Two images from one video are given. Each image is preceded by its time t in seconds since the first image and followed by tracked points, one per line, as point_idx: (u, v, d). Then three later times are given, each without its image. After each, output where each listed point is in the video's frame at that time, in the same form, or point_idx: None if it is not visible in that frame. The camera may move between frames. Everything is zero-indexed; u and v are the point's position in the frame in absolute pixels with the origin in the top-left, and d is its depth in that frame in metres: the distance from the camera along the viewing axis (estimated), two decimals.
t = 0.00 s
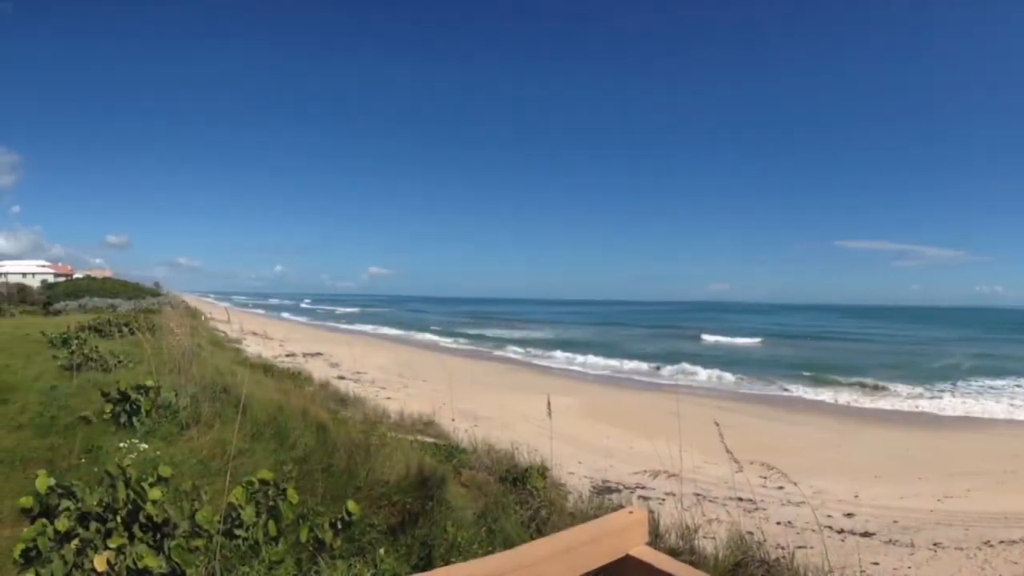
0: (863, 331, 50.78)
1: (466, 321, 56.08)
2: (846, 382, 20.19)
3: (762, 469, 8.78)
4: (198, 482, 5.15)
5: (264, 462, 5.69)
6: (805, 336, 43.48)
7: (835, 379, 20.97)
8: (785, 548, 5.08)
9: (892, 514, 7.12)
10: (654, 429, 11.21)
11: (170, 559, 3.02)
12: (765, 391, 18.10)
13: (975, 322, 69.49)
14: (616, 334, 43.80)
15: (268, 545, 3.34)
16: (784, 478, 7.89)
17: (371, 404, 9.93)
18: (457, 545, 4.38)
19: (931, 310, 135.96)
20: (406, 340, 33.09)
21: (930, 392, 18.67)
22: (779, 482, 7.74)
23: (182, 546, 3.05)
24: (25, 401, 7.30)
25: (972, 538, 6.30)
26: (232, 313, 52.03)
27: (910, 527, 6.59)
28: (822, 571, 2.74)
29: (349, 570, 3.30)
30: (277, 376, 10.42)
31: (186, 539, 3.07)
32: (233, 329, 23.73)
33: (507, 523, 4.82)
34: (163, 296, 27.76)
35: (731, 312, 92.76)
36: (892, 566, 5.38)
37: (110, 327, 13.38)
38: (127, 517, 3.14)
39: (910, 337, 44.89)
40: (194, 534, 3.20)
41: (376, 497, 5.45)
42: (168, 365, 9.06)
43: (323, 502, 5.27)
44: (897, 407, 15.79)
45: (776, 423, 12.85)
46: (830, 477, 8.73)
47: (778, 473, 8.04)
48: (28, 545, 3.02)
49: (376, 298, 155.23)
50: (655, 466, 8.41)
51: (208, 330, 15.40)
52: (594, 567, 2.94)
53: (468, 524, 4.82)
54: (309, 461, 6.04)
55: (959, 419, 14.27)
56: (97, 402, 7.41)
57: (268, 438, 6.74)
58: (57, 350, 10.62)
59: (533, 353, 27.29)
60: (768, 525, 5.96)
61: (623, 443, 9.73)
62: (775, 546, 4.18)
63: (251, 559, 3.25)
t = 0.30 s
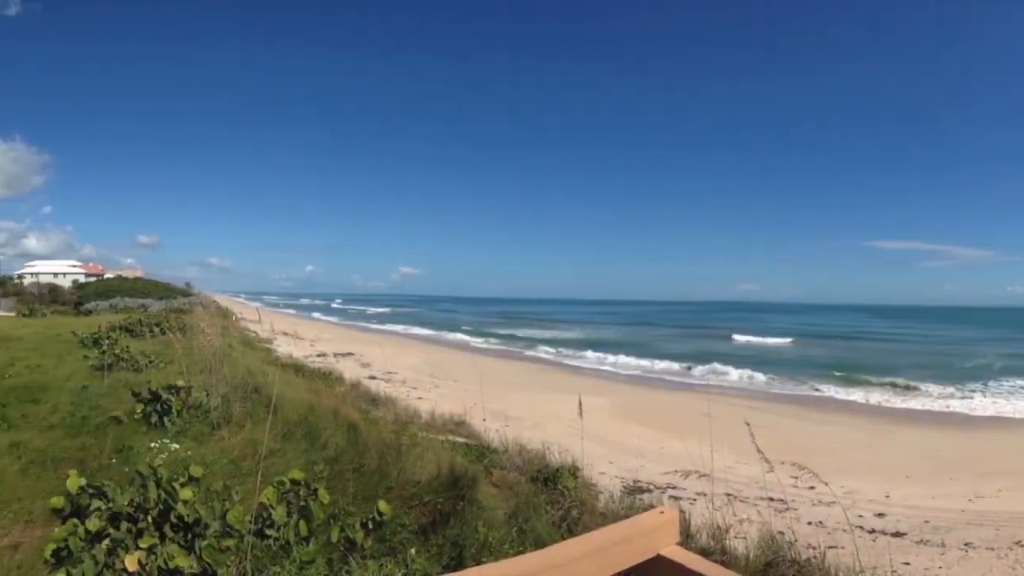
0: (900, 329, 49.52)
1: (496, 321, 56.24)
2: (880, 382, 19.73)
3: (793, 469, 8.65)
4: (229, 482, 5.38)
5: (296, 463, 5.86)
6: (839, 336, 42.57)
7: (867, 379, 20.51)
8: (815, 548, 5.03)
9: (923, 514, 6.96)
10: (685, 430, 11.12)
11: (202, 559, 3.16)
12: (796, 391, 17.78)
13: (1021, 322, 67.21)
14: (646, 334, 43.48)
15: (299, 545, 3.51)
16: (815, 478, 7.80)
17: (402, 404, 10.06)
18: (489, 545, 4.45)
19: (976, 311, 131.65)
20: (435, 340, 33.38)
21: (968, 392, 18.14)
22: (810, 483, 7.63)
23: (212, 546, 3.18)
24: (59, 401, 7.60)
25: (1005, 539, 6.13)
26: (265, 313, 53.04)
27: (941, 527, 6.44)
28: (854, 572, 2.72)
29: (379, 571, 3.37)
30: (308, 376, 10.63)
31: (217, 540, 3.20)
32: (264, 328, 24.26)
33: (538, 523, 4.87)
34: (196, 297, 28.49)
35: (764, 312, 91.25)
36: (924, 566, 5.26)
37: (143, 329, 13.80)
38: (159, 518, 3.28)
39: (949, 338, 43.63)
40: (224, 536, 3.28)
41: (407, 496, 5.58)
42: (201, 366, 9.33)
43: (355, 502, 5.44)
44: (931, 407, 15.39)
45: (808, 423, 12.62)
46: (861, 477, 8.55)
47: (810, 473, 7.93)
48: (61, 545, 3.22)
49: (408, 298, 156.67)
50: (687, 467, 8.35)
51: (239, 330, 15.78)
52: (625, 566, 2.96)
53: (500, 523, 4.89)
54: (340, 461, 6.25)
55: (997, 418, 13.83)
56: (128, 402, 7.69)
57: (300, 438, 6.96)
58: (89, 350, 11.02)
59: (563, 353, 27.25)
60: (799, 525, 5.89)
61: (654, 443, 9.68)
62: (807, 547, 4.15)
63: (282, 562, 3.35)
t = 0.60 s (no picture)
0: (947, 328, 47.92)
1: (531, 321, 56.30)
2: (920, 383, 19.16)
3: (829, 470, 8.50)
4: (264, 482, 5.61)
5: (330, 463, 6.05)
6: (878, 336, 41.37)
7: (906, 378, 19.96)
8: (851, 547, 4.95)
9: (959, 514, 6.79)
10: (719, 430, 11.01)
11: (237, 559, 3.25)
12: (833, 391, 17.41)
13: None
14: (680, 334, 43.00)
15: (334, 546, 3.63)
16: (851, 478, 7.68)
17: (437, 404, 10.20)
18: (523, 545, 4.51)
19: None
20: (468, 339, 33.61)
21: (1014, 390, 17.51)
22: (846, 484, 7.49)
23: (246, 547, 3.28)
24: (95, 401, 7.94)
25: None
26: (302, 313, 54.13)
27: (977, 527, 6.27)
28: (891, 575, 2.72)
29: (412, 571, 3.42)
30: (342, 376, 10.85)
31: (251, 541, 3.30)
32: (300, 329, 24.78)
33: (571, 524, 4.91)
34: (232, 297, 29.26)
35: (805, 312, 89.17)
36: (960, 566, 5.14)
37: (180, 330, 14.26)
38: (193, 518, 3.44)
39: (998, 338, 42.09)
40: (259, 538, 3.38)
41: (443, 496, 5.71)
42: (236, 366, 9.64)
43: (390, 502, 5.57)
44: (972, 407, 14.92)
45: (844, 423, 12.37)
46: (896, 476, 8.36)
47: (847, 473, 7.79)
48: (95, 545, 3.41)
49: (444, 299, 157.86)
50: (721, 467, 8.28)
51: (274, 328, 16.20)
52: (661, 566, 2.99)
53: (535, 523, 4.94)
54: (377, 461, 6.44)
55: None
56: (162, 402, 8.00)
57: (335, 438, 7.15)
58: (127, 352, 11.49)
59: (597, 353, 27.18)
60: (835, 524, 5.81)
61: (689, 443, 9.62)
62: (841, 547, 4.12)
63: (318, 562, 3.44)
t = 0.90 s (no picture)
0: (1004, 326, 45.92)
1: (570, 321, 56.13)
2: (963, 383, 18.46)
3: (870, 470, 8.32)
4: (304, 482, 5.87)
5: (370, 463, 6.24)
6: (929, 335, 39.94)
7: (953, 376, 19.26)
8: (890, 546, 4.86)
9: (1000, 514, 6.56)
10: (761, 430, 10.85)
11: (276, 559, 3.37)
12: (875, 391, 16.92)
13: None
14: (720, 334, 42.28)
15: (372, 544, 3.80)
16: (891, 478, 7.49)
17: (477, 404, 10.32)
18: (563, 546, 4.58)
19: None
20: (505, 339, 33.76)
21: None
22: (887, 483, 7.32)
23: (286, 547, 3.39)
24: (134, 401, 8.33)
25: None
26: (343, 313, 55.12)
27: (1019, 527, 6.05)
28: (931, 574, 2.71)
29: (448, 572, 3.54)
30: (382, 376, 11.07)
31: (291, 542, 3.42)
32: (342, 329, 25.29)
33: (613, 524, 4.95)
34: (272, 297, 30.07)
35: (854, 312, 86.56)
36: (1000, 566, 4.97)
37: (220, 330, 14.82)
38: (233, 518, 3.58)
39: None
40: (299, 537, 3.54)
41: (483, 496, 5.84)
42: (277, 367, 9.98)
43: (430, 502, 5.71)
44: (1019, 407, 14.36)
45: (883, 423, 12.03)
46: (936, 476, 8.11)
47: (886, 472, 7.60)
48: (136, 545, 3.56)
49: (483, 299, 158.56)
50: (761, 467, 8.18)
51: (313, 328, 16.60)
52: (702, 566, 3.02)
53: (575, 523, 4.99)
54: (416, 461, 6.59)
55: None
56: (200, 402, 8.35)
57: (376, 439, 7.37)
58: (166, 352, 12.04)
59: (637, 353, 26.97)
60: (874, 525, 5.69)
61: (729, 443, 9.51)
62: (884, 548, 4.08)
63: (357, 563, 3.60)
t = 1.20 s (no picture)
0: None
1: (611, 322, 55.84)
2: (1005, 383, 17.81)
3: (911, 469, 8.14)
4: (345, 482, 6.10)
5: (412, 463, 6.41)
6: (984, 333, 38.37)
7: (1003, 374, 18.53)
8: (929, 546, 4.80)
9: None
10: (803, 430, 10.67)
11: (317, 560, 3.47)
12: (920, 390, 16.42)
13: None
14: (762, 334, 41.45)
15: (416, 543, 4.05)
16: (932, 477, 7.33)
17: (518, 404, 10.41)
18: (604, 545, 4.64)
19: None
20: (542, 339, 33.86)
21: None
22: (926, 483, 7.17)
23: (327, 549, 3.48)
24: (175, 401, 8.84)
25: None
26: (386, 313, 56.11)
27: None
28: (975, 575, 2.71)
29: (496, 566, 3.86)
30: (423, 376, 11.25)
31: (331, 543, 3.51)
32: (383, 329, 25.79)
33: (653, 523, 4.98)
34: (312, 298, 30.88)
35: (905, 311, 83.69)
36: None
37: (260, 330, 15.40)
38: (274, 518, 3.69)
39: None
40: (341, 538, 3.72)
41: (525, 496, 5.94)
42: (317, 367, 10.28)
43: (472, 502, 5.82)
44: None
45: (923, 422, 11.69)
46: (980, 477, 7.86)
47: (926, 472, 7.42)
48: (177, 545, 3.56)
49: (524, 299, 158.88)
50: (802, 467, 8.05)
51: (353, 327, 16.96)
52: (743, 566, 3.03)
53: (616, 523, 5.06)
54: (459, 461, 6.72)
55: None
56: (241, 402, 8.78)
57: (416, 439, 7.55)
58: (205, 351, 12.92)
59: (677, 353, 26.68)
60: (915, 524, 5.58)
61: (769, 443, 9.38)
62: (925, 548, 4.03)
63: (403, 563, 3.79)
